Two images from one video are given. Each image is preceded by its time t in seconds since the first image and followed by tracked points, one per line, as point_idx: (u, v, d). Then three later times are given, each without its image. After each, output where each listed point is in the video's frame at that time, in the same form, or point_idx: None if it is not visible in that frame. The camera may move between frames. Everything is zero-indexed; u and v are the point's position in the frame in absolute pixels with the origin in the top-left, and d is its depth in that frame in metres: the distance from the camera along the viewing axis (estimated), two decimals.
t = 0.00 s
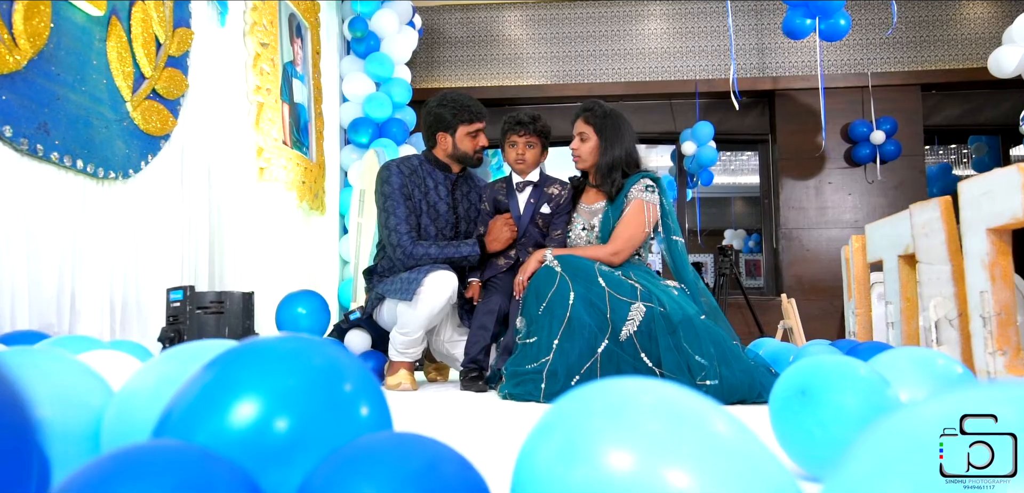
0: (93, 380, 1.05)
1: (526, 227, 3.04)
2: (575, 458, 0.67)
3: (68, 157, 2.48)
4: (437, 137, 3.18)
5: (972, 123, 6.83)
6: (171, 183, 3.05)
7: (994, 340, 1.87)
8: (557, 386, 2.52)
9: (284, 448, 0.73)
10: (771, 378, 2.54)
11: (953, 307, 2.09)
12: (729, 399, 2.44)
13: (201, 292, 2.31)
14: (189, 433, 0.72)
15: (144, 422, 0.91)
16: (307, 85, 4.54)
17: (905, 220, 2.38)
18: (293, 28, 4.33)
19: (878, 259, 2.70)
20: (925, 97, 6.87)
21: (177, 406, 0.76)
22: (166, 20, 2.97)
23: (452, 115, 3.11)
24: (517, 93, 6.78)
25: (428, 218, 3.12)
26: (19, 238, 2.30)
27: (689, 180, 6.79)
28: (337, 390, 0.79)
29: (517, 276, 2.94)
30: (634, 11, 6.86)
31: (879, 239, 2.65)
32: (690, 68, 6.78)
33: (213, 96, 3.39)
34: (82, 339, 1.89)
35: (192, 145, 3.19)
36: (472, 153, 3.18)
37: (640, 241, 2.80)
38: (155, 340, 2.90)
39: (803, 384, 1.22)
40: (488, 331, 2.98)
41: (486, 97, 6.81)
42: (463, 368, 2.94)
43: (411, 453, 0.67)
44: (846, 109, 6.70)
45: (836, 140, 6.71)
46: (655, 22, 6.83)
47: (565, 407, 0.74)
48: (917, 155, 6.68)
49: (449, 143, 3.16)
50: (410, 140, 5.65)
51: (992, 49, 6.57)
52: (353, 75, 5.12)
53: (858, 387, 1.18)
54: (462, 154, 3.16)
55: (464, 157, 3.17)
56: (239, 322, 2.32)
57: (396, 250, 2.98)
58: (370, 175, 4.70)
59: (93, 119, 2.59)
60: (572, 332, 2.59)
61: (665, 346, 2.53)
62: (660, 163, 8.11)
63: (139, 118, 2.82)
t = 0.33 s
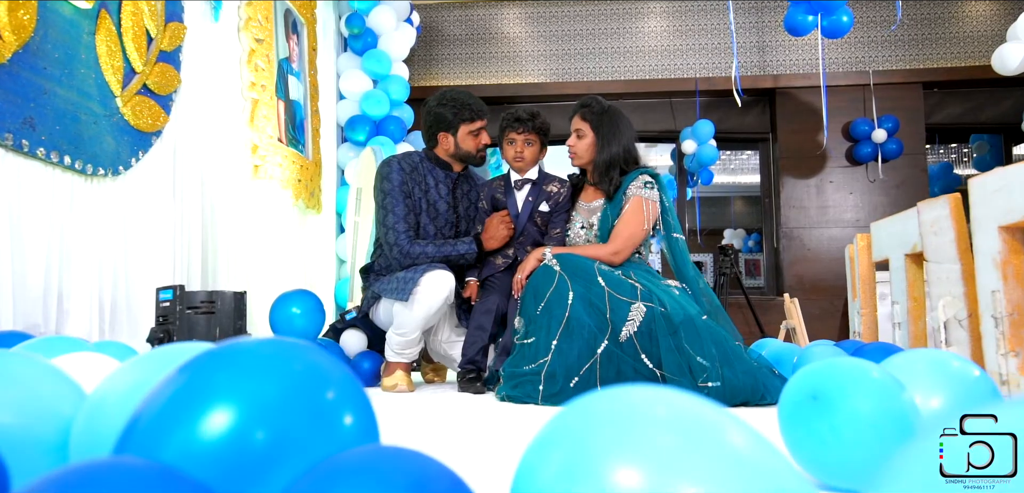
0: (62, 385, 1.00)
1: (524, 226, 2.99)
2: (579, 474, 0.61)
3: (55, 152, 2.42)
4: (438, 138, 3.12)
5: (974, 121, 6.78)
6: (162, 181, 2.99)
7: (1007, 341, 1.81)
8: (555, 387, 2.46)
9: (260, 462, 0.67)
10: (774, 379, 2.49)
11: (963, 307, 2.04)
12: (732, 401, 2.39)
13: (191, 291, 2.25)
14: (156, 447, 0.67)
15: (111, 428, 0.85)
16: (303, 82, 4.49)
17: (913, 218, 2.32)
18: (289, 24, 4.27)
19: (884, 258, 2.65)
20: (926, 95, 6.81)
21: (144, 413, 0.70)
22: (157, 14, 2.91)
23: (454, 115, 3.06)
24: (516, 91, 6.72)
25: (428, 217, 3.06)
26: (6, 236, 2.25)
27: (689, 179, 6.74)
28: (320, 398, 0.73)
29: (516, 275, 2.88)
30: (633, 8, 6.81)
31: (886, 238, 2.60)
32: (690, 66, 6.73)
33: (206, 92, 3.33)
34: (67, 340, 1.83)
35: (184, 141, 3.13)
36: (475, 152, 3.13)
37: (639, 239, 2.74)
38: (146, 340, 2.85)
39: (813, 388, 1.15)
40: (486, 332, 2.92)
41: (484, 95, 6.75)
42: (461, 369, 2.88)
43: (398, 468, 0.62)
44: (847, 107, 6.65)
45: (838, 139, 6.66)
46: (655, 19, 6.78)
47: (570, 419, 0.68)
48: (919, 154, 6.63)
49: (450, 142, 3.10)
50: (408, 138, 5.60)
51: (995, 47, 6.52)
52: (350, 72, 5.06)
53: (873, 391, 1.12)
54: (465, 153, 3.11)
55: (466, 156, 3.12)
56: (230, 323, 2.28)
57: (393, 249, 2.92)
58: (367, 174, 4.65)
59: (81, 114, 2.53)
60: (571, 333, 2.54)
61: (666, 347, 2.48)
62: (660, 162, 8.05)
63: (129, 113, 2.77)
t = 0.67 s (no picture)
0: (29, 395, 0.94)
1: (521, 225, 2.94)
2: None
3: (42, 151, 2.37)
4: (440, 139, 3.06)
5: (976, 121, 6.73)
6: (155, 180, 2.94)
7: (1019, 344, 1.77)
8: (554, 391, 2.40)
9: (230, 482, 0.62)
10: (778, 383, 2.44)
11: (972, 309, 1.99)
12: (735, 405, 2.33)
13: (181, 293, 2.20)
14: (116, 464, 0.61)
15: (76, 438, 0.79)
16: (299, 80, 4.44)
17: (921, 218, 2.27)
18: (285, 21, 4.22)
19: (889, 258, 2.60)
20: (928, 94, 6.77)
21: (106, 425, 0.65)
22: (149, 10, 2.85)
23: (456, 115, 3.01)
24: (515, 91, 6.67)
25: (427, 217, 3.02)
26: None
27: (689, 179, 6.70)
28: (298, 413, 0.68)
29: (514, 276, 2.83)
30: (634, 7, 6.77)
31: (891, 238, 2.54)
32: (691, 65, 6.68)
33: (200, 89, 3.28)
34: (51, 343, 1.78)
35: (177, 139, 3.08)
36: (478, 153, 3.08)
37: (639, 239, 2.69)
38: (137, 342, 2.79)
39: (824, 397, 1.09)
40: (483, 334, 2.87)
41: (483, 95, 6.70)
42: (458, 371, 2.82)
43: None
44: (848, 107, 6.61)
45: (839, 139, 6.61)
46: (656, 19, 6.74)
47: (572, 436, 0.64)
48: (921, 153, 6.58)
49: (453, 143, 3.04)
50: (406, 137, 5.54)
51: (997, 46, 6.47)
52: (347, 71, 5.01)
53: (886, 399, 1.07)
54: (469, 154, 3.06)
55: (470, 157, 3.07)
56: (221, 325, 2.22)
57: (389, 249, 2.87)
58: (363, 173, 4.59)
59: (69, 111, 2.48)
60: (570, 335, 2.49)
61: (666, 350, 2.43)
62: (660, 162, 8.00)
63: (119, 111, 2.72)
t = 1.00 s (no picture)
0: None
1: (518, 225, 2.90)
2: None
3: (29, 149, 2.32)
4: (442, 140, 3.01)
5: (978, 120, 6.68)
6: (147, 178, 2.90)
7: None
8: (553, 395, 2.36)
9: None
10: (782, 386, 2.39)
11: (982, 311, 1.94)
12: (737, 409, 2.29)
13: (171, 294, 2.15)
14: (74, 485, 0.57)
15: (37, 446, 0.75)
16: (296, 79, 4.39)
17: (928, 218, 2.22)
18: (281, 19, 4.17)
19: (895, 259, 2.55)
20: (929, 94, 6.72)
21: (64, 437, 0.61)
22: (140, 6, 2.80)
23: (458, 115, 2.96)
24: (515, 90, 6.62)
25: (426, 218, 2.97)
26: None
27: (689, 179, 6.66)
28: (275, 428, 0.63)
29: (512, 276, 2.78)
30: (633, 6, 6.72)
31: (897, 238, 2.50)
32: (691, 64, 6.64)
33: (194, 86, 3.23)
34: (33, 347, 1.73)
35: (170, 136, 3.03)
36: (482, 153, 3.02)
37: (638, 239, 2.64)
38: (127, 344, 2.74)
39: (834, 404, 1.04)
40: (481, 335, 2.81)
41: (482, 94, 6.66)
42: (455, 374, 2.76)
43: None
44: (850, 106, 6.56)
45: (840, 138, 6.56)
46: (656, 17, 6.70)
47: (577, 456, 0.66)
48: (923, 153, 6.53)
49: (456, 144, 2.99)
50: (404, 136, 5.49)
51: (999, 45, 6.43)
52: (345, 69, 4.96)
53: (904, 409, 1.03)
54: (471, 155, 3.01)
55: (474, 157, 3.01)
56: (212, 328, 2.17)
57: (386, 249, 2.82)
58: (360, 172, 4.55)
59: (57, 108, 2.43)
60: (569, 338, 2.43)
61: (667, 353, 2.38)
62: (659, 162, 7.96)
63: (110, 108, 2.67)
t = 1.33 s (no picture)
0: None
1: (516, 224, 2.86)
2: None
3: (16, 146, 2.28)
4: (444, 139, 2.95)
5: (980, 119, 6.63)
6: (140, 178, 2.85)
7: None
8: (552, 397, 2.31)
9: None
10: (784, 389, 2.35)
11: (992, 312, 1.89)
12: (739, 412, 2.24)
13: (162, 295, 2.10)
14: None
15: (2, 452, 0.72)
16: (292, 77, 4.34)
17: (937, 217, 2.17)
18: (277, 16, 4.12)
19: (901, 259, 2.50)
20: (931, 93, 6.68)
21: (19, 450, 0.58)
22: (132, 1, 2.75)
23: (459, 114, 2.91)
24: (514, 89, 6.57)
25: (425, 217, 2.92)
26: None
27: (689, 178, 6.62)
28: (248, 444, 0.60)
29: (511, 275, 2.73)
30: (633, 5, 6.67)
31: (904, 237, 2.45)
32: (691, 63, 6.59)
33: (187, 83, 3.18)
34: (14, 349, 1.67)
35: (163, 133, 2.98)
36: (483, 151, 2.97)
37: (637, 236, 2.60)
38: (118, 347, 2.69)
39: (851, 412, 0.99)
40: (478, 337, 2.76)
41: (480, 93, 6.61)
42: (453, 376, 2.71)
43: None
44: (851, 105, 6.51)
45: (841, 137, 6.51)
46: (656, 16, 6.65)
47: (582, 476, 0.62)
48: (924, 153, 6.48)
49: (458, 143, 2.94)
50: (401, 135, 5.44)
51: (1001, 44, 6.39)
52: (342, 67, 4.91)
53: (922, 414, 0.98)
54: (473, 153, 2.96)
55: (476, 156, 2.97)
56: (204, 329, 2.11)
57: (383, 249, 2.76)
58: (358, 171, 4.51)
59: (45, 104, 2.38)
60: (568, 339, 2.38)
61: (668, 355, 2.33)
62: (659, 161, 7.91)
63: (100, 105, 2.62)
